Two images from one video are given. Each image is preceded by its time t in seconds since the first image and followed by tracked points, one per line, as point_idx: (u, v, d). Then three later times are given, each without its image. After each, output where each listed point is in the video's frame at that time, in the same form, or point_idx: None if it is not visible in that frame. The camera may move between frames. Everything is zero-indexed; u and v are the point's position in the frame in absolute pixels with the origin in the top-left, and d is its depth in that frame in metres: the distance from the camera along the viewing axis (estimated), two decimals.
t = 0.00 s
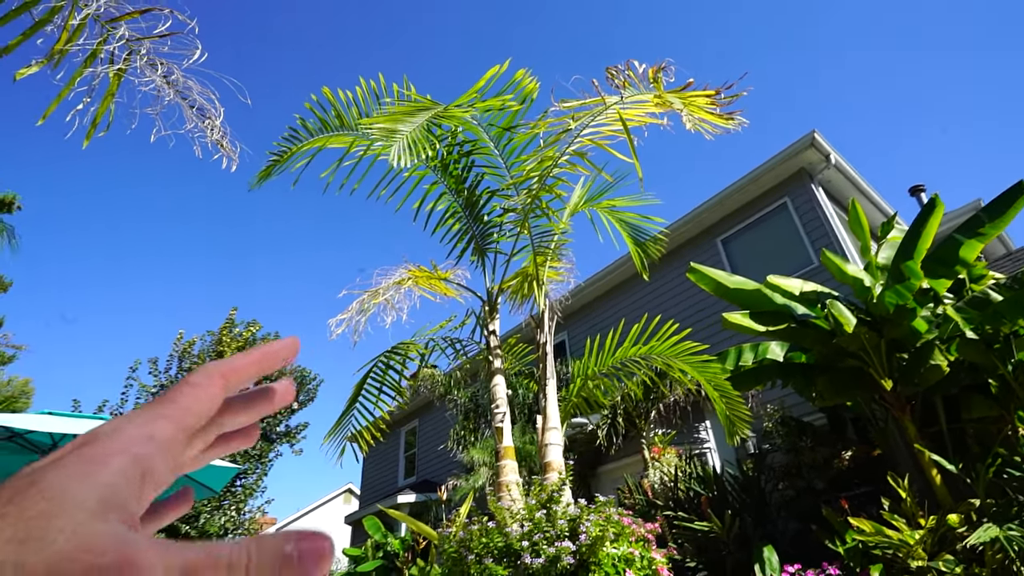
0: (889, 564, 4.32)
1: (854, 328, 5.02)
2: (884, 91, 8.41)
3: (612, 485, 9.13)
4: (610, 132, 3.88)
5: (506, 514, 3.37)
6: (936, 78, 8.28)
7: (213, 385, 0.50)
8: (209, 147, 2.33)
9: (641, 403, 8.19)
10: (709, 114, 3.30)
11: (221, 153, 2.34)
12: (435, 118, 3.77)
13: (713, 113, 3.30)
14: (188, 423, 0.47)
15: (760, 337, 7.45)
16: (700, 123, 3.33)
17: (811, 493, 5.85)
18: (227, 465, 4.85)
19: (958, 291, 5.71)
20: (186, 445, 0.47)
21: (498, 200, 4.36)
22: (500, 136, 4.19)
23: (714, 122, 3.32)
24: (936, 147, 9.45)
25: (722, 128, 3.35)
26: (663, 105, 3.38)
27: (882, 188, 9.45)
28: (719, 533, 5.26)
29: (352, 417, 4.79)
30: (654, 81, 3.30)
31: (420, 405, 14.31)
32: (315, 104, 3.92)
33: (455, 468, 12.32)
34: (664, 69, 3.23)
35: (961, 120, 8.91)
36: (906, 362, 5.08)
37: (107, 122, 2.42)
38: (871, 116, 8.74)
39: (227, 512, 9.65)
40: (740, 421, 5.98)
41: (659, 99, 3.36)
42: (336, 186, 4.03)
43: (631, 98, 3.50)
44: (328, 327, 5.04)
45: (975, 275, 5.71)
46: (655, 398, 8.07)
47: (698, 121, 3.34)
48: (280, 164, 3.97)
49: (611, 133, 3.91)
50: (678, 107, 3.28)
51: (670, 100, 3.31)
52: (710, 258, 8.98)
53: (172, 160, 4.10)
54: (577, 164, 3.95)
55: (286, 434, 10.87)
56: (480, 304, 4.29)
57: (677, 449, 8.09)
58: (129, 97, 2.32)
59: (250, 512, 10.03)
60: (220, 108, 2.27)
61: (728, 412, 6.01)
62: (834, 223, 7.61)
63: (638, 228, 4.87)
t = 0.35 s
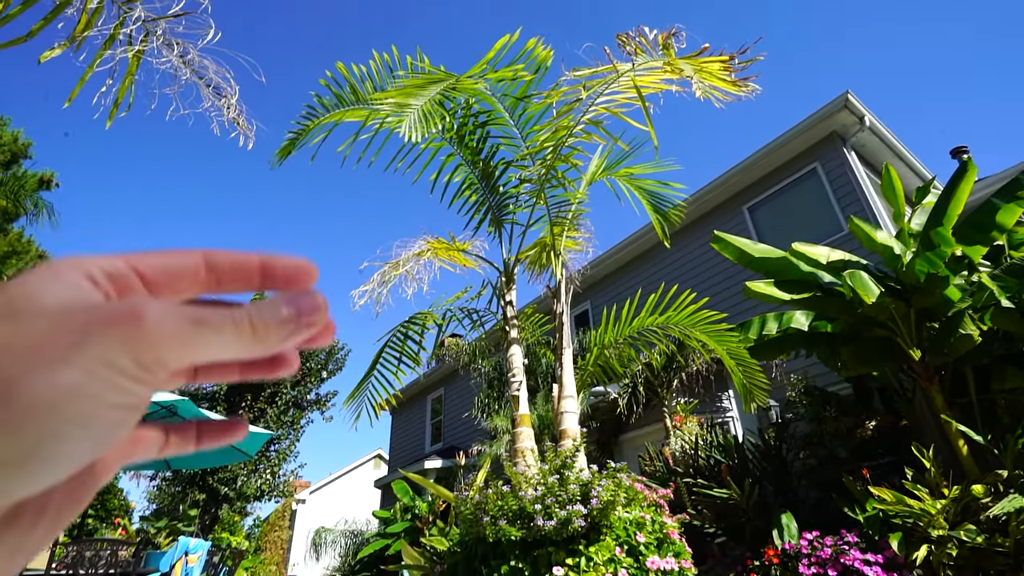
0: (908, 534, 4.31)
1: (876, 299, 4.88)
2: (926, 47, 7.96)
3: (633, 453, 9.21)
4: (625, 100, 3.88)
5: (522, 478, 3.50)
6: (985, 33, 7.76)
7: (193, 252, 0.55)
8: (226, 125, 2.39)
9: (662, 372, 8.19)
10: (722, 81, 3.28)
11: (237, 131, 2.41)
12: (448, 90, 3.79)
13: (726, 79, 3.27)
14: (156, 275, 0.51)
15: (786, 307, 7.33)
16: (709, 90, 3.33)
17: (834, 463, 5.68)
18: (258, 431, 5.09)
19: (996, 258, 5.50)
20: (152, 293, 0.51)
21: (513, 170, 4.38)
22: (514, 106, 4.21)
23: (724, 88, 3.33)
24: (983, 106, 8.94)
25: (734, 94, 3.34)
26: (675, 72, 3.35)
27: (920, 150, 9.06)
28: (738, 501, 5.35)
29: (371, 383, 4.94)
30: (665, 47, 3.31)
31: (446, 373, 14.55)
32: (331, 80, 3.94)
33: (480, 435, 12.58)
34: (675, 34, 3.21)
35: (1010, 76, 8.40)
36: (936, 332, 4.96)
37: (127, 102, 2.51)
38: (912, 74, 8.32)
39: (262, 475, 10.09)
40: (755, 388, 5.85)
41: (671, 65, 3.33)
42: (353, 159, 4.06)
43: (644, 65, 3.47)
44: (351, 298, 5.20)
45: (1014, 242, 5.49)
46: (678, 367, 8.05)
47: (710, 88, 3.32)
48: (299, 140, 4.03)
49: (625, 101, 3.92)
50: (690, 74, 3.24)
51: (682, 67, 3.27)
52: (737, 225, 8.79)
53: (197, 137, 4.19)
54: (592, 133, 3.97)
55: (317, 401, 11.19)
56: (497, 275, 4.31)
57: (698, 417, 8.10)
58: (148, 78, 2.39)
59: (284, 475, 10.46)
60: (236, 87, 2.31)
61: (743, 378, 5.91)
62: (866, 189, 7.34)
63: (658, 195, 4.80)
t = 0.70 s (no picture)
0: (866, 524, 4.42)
1: (847, 298, 4.93)
2: (914, 50, 8.03)
3: (609, 440, 9.34)
4: (612, 89, 3.92)
5: (494, 461, 3.56)
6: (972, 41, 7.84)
7: (172, 213, 0.73)
8: (207, 94, 2.35)
9: (641, 361, 8.28)
10: (704, 78, 3.34)
11: (219, 102, 2.38)
12: (437, 70, 3.76)
13: (708, 76, 3.34)
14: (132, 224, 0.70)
15: (763, 301, 7.46)
16: (690, 85, 3.36)
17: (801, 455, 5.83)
18: (235, 405, 5.03)
19: (968, 262, 5.64)
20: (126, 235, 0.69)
21: (499, 154, 4.37)
22: (502, 90, 4.21)
23: (705, 86, 3.40)
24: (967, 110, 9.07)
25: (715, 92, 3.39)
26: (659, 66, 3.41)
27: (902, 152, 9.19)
28: (707, 489, 5.46)
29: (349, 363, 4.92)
30: (649, 41, 3.29)
31: (428, 355, 14.55)
32: (317, 53, 3.89)
33: (459, 417, 12.63)
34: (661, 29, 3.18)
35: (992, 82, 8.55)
36: (906, 331, 5.10)
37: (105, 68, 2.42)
38: (899, 77, 8.41)
39: (239, 450, 10.04)
40: (726, 379, 5.85)
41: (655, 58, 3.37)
42: (338, 136, 4.04)
43: (632, 56, 3.48)
44: (332, 276, 5.18)
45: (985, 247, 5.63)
46: (656, 357, 8.15)
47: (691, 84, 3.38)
48: (283, 113, 3.97)
49: (612, 91, 3.94)
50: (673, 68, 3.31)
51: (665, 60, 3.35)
52: (721, 219, 8.89)
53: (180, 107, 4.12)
54: (578, 120, 3.98)
55: (297, 378, 11.13)
56: (478, 258, 4.36)
57: (674, 407, 8.23)
58: (128, 42, 2.29)
59: (262, 451, 10.43)
60: (217, 56, 2.31)
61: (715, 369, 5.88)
62: (849, 187, 7.45)
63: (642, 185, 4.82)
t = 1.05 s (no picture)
0: (836, 530, 4.49)
1: (825, 307, 5.02)
2: (903, 64, 8.11)
3: (589, 440, 9.40)
4: (600, 92, 3.95)
5: (471, 457, 3.57)
6: (957, 59, 7.97)
7: (165, 232, 0.72)
8: (195, 78, 2.31)
9: (622, 363, 8.33)
10: (689, 87, 3.40)
11: (207, 86, 2.32)
12: (428, 64, 3.74)
13: (693, 86, 3.39)
14: (128, 246, 0.68)
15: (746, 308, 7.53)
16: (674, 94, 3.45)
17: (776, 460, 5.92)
18: (215, 394, 4.89)
19: (943, 275, 5.75)
20: (123, 259, 0.67)
21: (486, 151, 4.40)
22: (492, 87, 4.21)
23: (689, 94, 3.44)
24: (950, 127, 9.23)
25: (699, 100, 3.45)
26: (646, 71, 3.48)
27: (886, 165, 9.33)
28: (683, 492, 5.50)
29: (328, 354, 4.93)
30: (637, 47, 3.26)
31: (411, 349, 14.49)
32: (307, 42, 3.85)
33: (439, 412, 12.61)
34: (648, 37, 3.11)
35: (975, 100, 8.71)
36: (882, 342, 5.19)
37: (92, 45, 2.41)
38: (885, 91, 8.54)
39: (217, 439, 9.92)
40: (702, 383, 5.90)
41: (642, 63, 3.43)
42: (326, 126, 4.00)
43: (620, 60, 3.52)
44: (315, 267, 5.16)
45: (961, 261, 5.75)
46: (638, 359, 8.19)
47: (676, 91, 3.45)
48: (270, 101, 3.92)
49: (601, 93, 3.98)
50: (660, 74, 3.39)
51: (653, 67, 3.40)
52: (707, 224, 8.97)
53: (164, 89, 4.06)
54: (566, 121, 4.02)
55: (278, 368, 11.02)
56: (462, 254, 4.37)
57: (654, 409, 8.30)
58: (116, 20, 2.30)
59: (239, 440, 10.33)
60: (206, 39, 2.25)
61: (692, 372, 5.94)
62: (832, 198, 7.55)
63: (628, 186, 4.84)
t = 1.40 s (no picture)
0: (824, 545, 4.49)
1: (816, 323, 5.06)
2: (894, 85, 8.23)
3: (579, 451, 9.38)
4: (595, 105, 4.00)
5: (460, 466, 3.57)
6: (946, 81, 8.11)
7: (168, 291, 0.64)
8: (193, 81, 2.33)
9: (613, 374, 8.34)
10: (682, 104, 3.45)
11: (204, 88, 2.34)
12: (425, 73, 3.77)
13: (687, 103, 3.44)
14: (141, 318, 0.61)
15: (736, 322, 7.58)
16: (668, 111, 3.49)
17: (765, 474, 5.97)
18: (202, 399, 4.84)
19: (932, 293, 5.81)
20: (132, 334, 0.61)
21: (481, 161, 4.44)
22: (489, 97, 4.25)
23: (682, 111, 3.49)
24: (938, 147, 9.37)
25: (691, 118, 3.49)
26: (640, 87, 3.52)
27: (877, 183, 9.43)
28: (671, 505, 5.49)
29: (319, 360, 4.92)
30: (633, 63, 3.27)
31: (402, 357, 14.44)
32: (305, 49, 3.89)
33: (429, 421, 12.56)
34: (644, 53, 3.18)
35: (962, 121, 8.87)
36: (870, 358, 5.22)
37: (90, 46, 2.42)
38: (876, 111, 8.66)
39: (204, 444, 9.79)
40: (692, 396, 5.84)
41: (637, 79, 3.47)
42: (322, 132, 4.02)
43: (614, 74, 3.56)
44: (307, 273, 5.12)
45: (949, 279, 5.81)
46: (629, 371, 8.19)
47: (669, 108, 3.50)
48: (266, 106, 3.94)
49: (596, 107, 4.02)
50: (654, 90, 3.43)
51: (648, 83, 3.45)
52: (700, 238, 9.02)
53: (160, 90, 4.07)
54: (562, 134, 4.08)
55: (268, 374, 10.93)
56: (455, 263, 4.40)
57: (644, 421, 8.29)
58: (114, 22, 2.31)
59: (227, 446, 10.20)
60: (205, 43, 2.25)
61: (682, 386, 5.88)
62: (824, 214, 7.62)
63: (623, 198, 4.88)
